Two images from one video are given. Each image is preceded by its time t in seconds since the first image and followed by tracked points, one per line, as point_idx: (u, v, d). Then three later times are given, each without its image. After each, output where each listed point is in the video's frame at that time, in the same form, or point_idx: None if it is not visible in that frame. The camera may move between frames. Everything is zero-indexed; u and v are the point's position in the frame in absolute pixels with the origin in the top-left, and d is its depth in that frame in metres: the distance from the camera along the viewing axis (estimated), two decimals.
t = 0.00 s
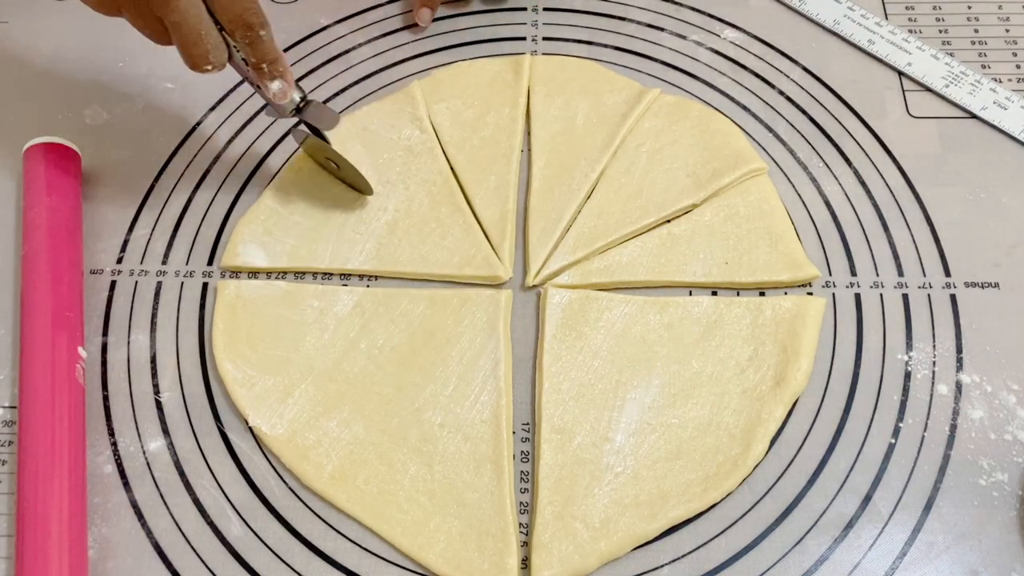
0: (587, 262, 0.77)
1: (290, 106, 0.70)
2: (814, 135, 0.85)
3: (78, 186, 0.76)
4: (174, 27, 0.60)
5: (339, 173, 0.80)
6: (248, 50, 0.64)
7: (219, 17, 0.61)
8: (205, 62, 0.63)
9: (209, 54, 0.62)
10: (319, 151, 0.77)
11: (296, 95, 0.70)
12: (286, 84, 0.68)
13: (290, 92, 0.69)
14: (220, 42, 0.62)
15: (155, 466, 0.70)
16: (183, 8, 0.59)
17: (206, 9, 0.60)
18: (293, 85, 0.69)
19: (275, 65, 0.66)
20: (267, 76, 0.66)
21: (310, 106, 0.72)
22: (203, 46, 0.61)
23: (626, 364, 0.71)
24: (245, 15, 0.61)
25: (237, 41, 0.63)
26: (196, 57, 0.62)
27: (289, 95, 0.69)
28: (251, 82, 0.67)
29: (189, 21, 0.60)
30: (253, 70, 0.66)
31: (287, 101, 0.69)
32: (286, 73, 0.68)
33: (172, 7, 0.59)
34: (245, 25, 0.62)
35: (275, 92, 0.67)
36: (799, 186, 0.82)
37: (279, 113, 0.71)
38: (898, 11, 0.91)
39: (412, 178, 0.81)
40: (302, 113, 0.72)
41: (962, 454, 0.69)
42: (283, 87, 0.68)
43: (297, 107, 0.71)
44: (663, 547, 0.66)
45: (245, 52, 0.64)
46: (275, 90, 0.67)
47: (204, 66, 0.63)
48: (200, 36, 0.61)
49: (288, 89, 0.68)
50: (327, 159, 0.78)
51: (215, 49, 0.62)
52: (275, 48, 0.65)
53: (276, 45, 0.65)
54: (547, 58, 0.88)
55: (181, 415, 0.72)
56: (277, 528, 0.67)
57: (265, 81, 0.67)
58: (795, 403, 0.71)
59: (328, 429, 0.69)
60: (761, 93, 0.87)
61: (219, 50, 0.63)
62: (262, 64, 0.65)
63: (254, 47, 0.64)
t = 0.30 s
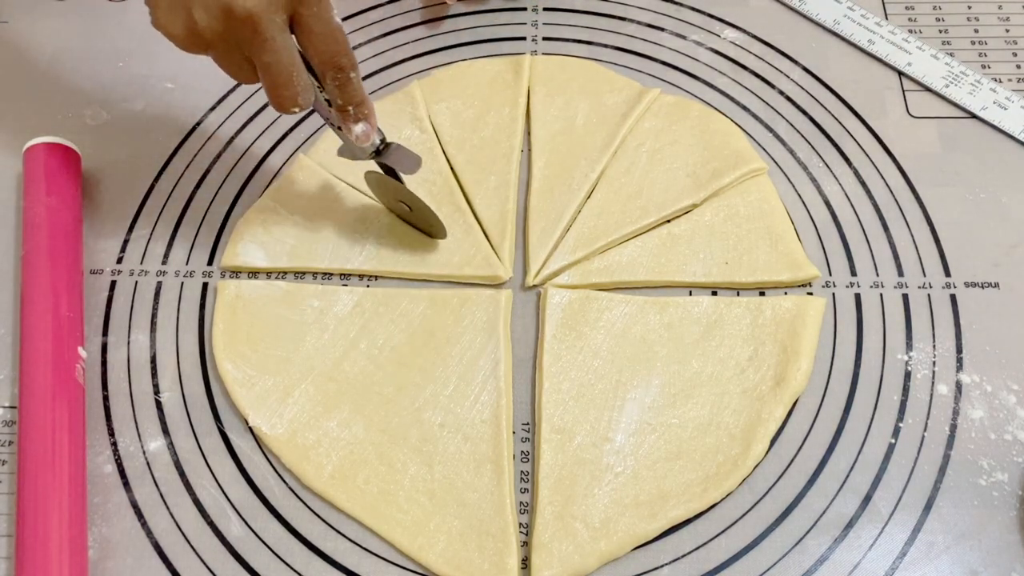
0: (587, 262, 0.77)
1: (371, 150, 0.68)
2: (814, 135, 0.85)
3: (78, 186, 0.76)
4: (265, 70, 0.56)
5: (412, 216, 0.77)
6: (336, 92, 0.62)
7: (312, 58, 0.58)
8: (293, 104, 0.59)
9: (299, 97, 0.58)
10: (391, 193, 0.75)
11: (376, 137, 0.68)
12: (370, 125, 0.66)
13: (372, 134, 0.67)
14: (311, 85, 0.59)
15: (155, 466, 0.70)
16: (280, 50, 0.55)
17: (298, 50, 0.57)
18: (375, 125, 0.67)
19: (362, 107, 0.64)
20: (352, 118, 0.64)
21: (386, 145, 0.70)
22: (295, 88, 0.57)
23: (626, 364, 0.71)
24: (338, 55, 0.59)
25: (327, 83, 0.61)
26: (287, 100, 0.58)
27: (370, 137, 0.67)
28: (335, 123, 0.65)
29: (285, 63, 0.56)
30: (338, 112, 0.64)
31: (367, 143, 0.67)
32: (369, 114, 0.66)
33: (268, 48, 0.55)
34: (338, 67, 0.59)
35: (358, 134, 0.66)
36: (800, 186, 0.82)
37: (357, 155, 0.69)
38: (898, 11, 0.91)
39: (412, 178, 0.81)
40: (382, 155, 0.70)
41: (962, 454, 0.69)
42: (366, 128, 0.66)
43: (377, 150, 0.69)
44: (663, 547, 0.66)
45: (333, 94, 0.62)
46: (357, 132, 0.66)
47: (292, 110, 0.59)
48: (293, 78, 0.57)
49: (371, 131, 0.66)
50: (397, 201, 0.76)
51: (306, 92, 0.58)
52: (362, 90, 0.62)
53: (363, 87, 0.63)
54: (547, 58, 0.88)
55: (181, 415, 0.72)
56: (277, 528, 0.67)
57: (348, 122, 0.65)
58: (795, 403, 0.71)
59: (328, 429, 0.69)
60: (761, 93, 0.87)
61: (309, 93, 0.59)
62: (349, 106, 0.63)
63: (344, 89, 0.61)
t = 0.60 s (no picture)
0: (587, 262, 0.77)
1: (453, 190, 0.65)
2: (814, 135, 0.85)
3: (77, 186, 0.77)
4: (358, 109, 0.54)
5: (486, 257, 0.76)
6: (427, 133, 0.58)
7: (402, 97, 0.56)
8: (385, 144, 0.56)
9: (390, 136, 0.56)
10: (467, 234, 0.74)
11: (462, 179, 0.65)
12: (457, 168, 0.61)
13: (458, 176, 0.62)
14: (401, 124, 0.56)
15: (155, 467, 0.70)
16: (376, 89, 0.53)
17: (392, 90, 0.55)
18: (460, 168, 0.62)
19: (452, 150, 0.60)
20: (438, 159, 0.60)
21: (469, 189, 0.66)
22: (387, 128, 0.55)
23: (626, 365, 0.71)
24: (430, 93, 0.56)
25: (419, 124, 0.57)
26: (376, 140, 0.56)
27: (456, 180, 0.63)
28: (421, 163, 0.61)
29: (379, 102, 0.54)
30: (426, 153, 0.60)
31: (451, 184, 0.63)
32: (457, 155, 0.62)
33: (364, 87, 0.53)
34: (432, 107, 0.56)
35: (443, 176, 0.61)
36: (800, 186, 0.82)
37: (436, 194, 0.66)
38: (898, 11, 0.91)
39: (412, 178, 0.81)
40: (463, 195, 0.67)
41: (962, 454, 0.69)
42: (452, 169, 0.61)
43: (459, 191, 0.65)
44: (663, 547, 0.66)
45: (423, 135, 0.58)
46: (443, 173, 0.61)
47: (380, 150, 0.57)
48: (388, 118, 0.55)
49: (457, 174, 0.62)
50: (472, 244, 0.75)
51: (397, 132, 0.56)
52: (451, 130, 0.59)
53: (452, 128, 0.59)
54: (547, 59, 0.88)
55: (181, 416, 0.72)
56: (277, 528, 0.67)
57: (434, 163, 0.60)
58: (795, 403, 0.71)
59: (328, 429, 0.69)
60: (761, 93, 0.87)
61: (399, 133, 0.56)
62: (435, 146, 0.59)
63: (435, 130, 0.58)
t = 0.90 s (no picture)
0: (587, 262, 0.77)
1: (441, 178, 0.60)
2: (814, 135, 0.85)
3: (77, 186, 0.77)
4: (284, 90, 0.52)
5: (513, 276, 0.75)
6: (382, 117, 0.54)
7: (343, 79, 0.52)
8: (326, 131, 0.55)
9: (333, 123, 0.54)
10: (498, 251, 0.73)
11: (446, 167, 0.59)
12: (427, 155, 0.57)
13: (434, 163, 0.58)
14: (345, 110, 0.54)
15: (155, 467, 0.70)
16: (299, 73, 0.51)
17: (325, 71, 0.52)
18: (438, 155, 0.58)
19: (417, 135, 0.55)
20: (402, 146, 0.56)
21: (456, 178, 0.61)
22: (322, 114, 0.53)
23: (626, 365, 0.71)
24: (367, 73, 0.51)
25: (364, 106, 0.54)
26: (318, 124, 0.54)
27: (432, 167, 0.58)
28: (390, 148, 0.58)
29: (296, 84, 0.51)
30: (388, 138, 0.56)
31: (430, 174, 0.59)
32: (429, 144, 0.57)
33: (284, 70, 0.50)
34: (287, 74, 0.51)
35: (414, 164, 0.58)
36: (800, 186, 0.82)
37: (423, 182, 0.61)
38: (898, 11, 0.91)
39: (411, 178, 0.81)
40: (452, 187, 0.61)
41: (962, 454, 0.69)
42: (421, 157, 0.57)
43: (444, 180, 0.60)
44: (663, 547, 0.66)
45: (379, 119, 0.55)
46: (413, 161, 0.57)
47: (326, 134, 0.55)
48: (314, 105, 0.53)
49: (430, 161, 0.58)
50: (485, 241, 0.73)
51: (336, 117, 0.54)
52: (411, 113, 0.54)
53: (411, 110, 0.54)
54: (547, 59, 0.88)
55: (181, 416, 0.72)
56: (277, 528, 0.67)
57: (400, 150, 0.57)
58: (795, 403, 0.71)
59: (328, 429, 0.69)
60: (761, 93, 0.87)
61: (342, 118, 0.54)
62: (394, 133, 0.55)
63: (385, 113, 0.54)
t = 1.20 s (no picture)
0: (588, 262, 0.77)
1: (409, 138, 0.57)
2: (814, 135, 0.85)
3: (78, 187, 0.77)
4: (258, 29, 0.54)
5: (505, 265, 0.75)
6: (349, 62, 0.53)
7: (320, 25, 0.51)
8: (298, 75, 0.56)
9: (302, 62, 0.54)
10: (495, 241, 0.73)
11: (420, 124, 0.56)
12: (398, 109, 0.54)
13: (405, 118, 0.55)
14: (315, 52, 0.54)
15: (155, 467, 0.70)
16: (269, 12, 0.51)
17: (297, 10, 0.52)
18: (409, 108, 0.55)
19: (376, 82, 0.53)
20: (372, 97, 0.54)
21: (431, 139, 0.58)
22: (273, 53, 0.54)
23: (626, 365, 0.71)
24: (338, 17, 0.50)
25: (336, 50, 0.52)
26: (287, 65, 0.54)
27: (401, 122, 0.55)
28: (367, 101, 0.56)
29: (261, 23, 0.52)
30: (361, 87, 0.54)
31: (401, 128, 0.56)
32: (400, 95, 0.54)
33: (259, 7, 0.51)
34: (337, 32, 0.51)
35: (385, 118, 0.55)
36: (800, 186, 0.82)
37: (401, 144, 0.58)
38: (898, 11, 0.91)
39: (411, 178, 0.81)
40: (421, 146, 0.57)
41: (962, 454, 0.69)
42: (393, 109, 0.54)
43: (417, 139, 0.57)
44: (663, 547, 0.66)
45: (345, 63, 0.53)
46: (384, 114, 0.55)
47: (300, 77, 0.56)
48: (287, 43, 0.53)
49: (399, 117, 0.55)
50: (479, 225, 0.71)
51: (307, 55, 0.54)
52: (382, 61, 0.52)
53: (382, 57, 0.52)
54: (547, 59, 0.88)
55: (181, 416, 0.72)
56: (277, 528, 0.67)
57: (371, 101, 0.55)
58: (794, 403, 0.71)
59: (328, 429, 0.69)
60: (761, 93, 0.87)
61: (313, 59, 0.54)
62: (365, 81, 0.53)
63: (353, 57, 0.52)
